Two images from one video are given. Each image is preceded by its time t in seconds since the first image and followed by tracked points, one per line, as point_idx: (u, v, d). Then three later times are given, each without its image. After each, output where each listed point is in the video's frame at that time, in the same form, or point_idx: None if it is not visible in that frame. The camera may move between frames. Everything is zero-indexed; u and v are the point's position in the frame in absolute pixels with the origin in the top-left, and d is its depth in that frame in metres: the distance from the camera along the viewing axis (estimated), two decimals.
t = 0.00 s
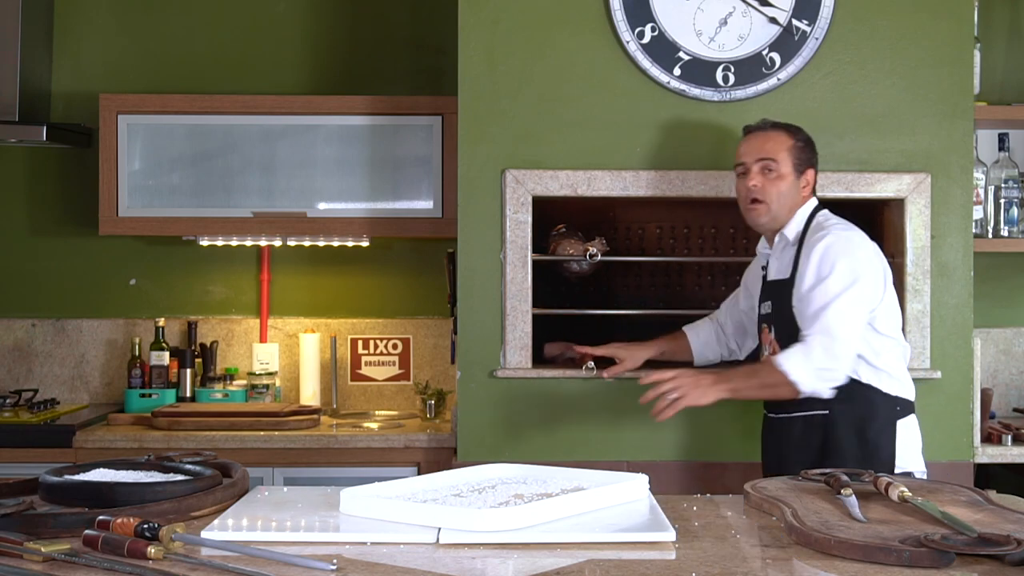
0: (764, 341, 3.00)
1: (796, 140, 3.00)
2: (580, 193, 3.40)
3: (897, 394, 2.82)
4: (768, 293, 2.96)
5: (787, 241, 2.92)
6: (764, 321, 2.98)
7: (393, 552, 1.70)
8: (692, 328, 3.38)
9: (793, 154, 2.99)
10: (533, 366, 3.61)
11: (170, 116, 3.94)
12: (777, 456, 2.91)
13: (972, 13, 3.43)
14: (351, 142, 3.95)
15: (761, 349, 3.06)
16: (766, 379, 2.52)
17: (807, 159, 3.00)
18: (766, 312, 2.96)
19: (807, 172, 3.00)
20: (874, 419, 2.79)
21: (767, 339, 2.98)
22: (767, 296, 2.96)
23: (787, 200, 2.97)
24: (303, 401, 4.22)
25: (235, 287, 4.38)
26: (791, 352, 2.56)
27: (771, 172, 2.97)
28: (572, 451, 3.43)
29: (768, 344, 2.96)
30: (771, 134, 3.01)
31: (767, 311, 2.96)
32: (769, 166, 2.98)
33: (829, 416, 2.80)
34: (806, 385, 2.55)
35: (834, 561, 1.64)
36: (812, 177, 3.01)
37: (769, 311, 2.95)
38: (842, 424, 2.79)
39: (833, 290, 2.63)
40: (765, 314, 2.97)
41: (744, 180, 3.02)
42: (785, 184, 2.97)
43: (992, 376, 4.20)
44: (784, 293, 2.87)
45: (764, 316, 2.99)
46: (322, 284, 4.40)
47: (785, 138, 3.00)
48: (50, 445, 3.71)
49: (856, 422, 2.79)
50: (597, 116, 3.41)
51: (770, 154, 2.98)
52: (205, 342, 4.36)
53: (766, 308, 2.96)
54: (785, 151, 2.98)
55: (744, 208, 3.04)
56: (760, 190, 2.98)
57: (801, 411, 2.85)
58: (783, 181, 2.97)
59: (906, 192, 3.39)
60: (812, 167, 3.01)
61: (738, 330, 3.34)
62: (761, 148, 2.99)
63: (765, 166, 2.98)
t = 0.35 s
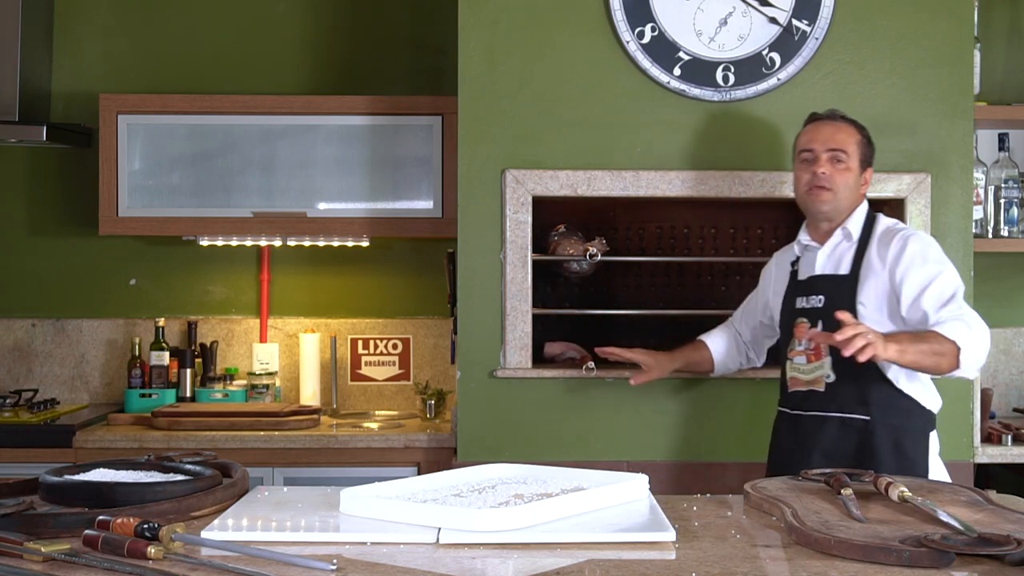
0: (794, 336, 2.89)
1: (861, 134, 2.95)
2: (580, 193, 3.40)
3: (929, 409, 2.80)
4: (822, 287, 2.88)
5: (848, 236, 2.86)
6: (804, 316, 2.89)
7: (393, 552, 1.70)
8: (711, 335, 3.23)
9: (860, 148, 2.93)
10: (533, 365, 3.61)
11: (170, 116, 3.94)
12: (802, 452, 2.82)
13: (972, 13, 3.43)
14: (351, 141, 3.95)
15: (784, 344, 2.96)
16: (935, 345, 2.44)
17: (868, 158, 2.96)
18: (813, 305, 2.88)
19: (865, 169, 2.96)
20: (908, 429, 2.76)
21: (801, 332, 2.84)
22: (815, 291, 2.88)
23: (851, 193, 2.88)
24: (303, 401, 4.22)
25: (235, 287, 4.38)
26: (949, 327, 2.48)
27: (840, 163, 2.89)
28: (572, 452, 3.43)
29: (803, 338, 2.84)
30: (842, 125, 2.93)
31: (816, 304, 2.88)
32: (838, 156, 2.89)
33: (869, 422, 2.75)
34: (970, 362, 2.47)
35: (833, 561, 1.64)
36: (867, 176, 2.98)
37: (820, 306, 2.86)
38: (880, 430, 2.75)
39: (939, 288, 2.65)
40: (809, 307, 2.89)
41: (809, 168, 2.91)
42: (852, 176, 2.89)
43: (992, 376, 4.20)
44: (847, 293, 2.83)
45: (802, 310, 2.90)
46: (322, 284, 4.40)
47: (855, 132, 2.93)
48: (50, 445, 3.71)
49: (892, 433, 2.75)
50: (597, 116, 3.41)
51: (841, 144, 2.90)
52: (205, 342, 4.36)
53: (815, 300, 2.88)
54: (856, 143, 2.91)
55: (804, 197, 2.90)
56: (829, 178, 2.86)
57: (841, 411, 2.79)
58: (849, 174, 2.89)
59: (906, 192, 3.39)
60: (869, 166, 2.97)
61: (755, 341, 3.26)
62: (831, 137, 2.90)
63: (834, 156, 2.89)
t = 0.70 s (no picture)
0: (844, 335, 2.73)
1: (917, 129, 2.79)
2: (580, 193, 3.40)
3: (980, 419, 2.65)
4: (878, 286, 2.72)
5: (908, 236, 2.71)
6: (855, 317, 2.73)
7: (392, 552, 1.70)
8: (762, 360, 2.94)
9: (917, 144, 2.77)
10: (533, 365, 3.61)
11: (170, 116, 3.94)
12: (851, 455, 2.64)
13: (972, 13, 3.43)
14: (352, 141, 3.95)
15: (829, 347, 2.79)
16: (995, 379, 2.38)
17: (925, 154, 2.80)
18: (867, 305, 2.72)
19: (920, 167, 2.80)
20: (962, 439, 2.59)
21: (853, 333, 2.71)
22: (868, 291, 2.72)
23: (909, 190, 2.72)
24: (303, 401, 4.22)
25: (235, 287, 4.38)
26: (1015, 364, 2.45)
27: (898, 159, 2.72)
28: (573, 452, 3.42)
29: (854, 338, 2.71)
30: (897, 120, 2.76)
31: (871, 304, 2.71)
32: (897, 152, 2.72)
33: (924, 428, 2.58)
34: None
35: (833, 561, 1.64)
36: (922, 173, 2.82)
37: (875, 306, 2.70)
38: (935, 437, 2.57)
39: (1012, 307, 2.58)
40: (862, 307, 2.72)
41: (867, 163, 2.73)
42: (910, 173, 2.73)
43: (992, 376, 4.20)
44: (906, 293, 2.67)
45: (854, 310, 2.74)
46: (322, 284, 4.40)
47: (912, 126, 2.77)
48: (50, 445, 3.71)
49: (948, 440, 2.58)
50: (597, 116, 3.41)
51: (900, 139, 2.73)
52: (205, 342, 4.36)
53: (869, 301, 2.72)
54: (913, 138, 2.75)
55: (861, 195, 2.73)
56: (888, 175, 2.70)
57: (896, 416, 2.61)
58: (908, 170, 2.72)
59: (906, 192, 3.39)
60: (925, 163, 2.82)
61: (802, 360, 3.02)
62: (889, 132, 2.74)
63: (892, 151, 2.72)
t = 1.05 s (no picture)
0: (871, 339, 2.68)
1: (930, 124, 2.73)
2: (580, 193, 3.40)
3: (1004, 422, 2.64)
4: (907, 289, 2.67)
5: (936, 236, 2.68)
6: (882, 320, 2.68)
7: (393, 552, 1.70)
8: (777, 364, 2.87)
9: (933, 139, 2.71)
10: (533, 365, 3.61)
11: (170, 116, 3.93)
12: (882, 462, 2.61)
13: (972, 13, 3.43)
14: (352, 141, 3.95)
15: (850, 350, 2.74)
16: None
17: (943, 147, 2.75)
18: (896, 308, 2.67)
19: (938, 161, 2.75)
20: (987, 445, 2.58)
21: (880, 337, 2.66)
22: (896, 293, 2.68)
23: (930, 189, 2.68)
24: (303, 401, 4.22)
25: (235, 288, 4.38)
26: None
27: (915, 159, 2.67)
28: (573, 452, 3.42)
29: (882, 342, 2.66)
30: (909, 118, 2.71)
31: (900, 307, 2.66)
32: (913, 152, 2.67)
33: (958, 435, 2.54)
34: None
35: (833, 561, 1.64)
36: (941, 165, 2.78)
37: (905, 309, 2.66)
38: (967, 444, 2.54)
39: None
40: (889, 310, 2.68)
41: (884, 168, 2.68)
42: (929, 171, 2.68)
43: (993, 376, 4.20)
44: (936, 295, 2.63)
45: (881, 312, 2.69)
46: (322, 284, 4.40)
47: (926, 123, 2.71)
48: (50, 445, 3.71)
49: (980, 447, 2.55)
50: (597, 116, 3.41)
51: (914, 138, 2.68)
52: (205, 342, 4.36)
53: (897, 304, 2.67)
54: (928, 134, 2.70)
55: (881, 200, 2.69)
56: (907, 177, 2.65)
57: (926, 421, 2.58)
58: (926, 169, 2.67)
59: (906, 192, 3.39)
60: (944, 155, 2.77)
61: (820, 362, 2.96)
62: (903, 133, 2.68)
63: (908, 152, 2.67)
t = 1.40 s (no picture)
0: (844, 351, 2.63)
1: (895, 126, 2.66)
2: (580, 193, 3.40)
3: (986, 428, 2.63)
4: (880, 299, 2.62)
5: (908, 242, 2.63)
6: (855, 330, 2.63)
7: (393, 552, 1.70)
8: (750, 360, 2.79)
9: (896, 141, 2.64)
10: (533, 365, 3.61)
11: (170, 116, 3.93)
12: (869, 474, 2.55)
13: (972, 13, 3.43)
14: (351, 141, 3.95)
15: (823, 362, 2.68)
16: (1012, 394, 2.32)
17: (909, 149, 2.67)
18: (869, 318, 2.62)
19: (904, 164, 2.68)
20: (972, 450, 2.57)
21: (854, 349, 2.62)
22: (869, 303, 2.63)
23: (895, 192, 2.60)
24: (303, 401, 4.22)
25: (235, 288, 4.38)
26: None
27: (878, 161, 2.59)
28: (572, 452, 3.42)
29: (856, 354, 2.61)
30: (871, 121, 2.63)
31: (873, 318, 2.61)
32: (876, 155, 2.59)
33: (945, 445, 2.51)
34: None
35: (833, 561, 1.64)
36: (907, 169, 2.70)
37: (879, 319, 2.61)
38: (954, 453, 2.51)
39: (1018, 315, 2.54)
40: (862, 321, 2.63)
41: (847, 173, 2.60)
42: (893, 174, 2.60)
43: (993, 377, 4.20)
44: (911, 303, 2.59)
45: (854, 323, 2.64)
46: (322, 284, 4.40)
47: (889, 125, 2.64)
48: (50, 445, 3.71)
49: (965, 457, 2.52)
50: (597, 117, 3.41)
51: (876, 141, 2.60)
52: (205, 342, 4.36)
53: (870, 314, 2.62)
54: (890, 137, 2.62)
55: (845, 206, 2.61)
56: (870, 181, 2.57)
57: (908, 432, 2.54)
58: (890, 171, 2.60)
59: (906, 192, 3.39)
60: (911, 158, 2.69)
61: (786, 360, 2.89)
62: (864, 136, 2.61)
63: (872, 156, 2.59)
